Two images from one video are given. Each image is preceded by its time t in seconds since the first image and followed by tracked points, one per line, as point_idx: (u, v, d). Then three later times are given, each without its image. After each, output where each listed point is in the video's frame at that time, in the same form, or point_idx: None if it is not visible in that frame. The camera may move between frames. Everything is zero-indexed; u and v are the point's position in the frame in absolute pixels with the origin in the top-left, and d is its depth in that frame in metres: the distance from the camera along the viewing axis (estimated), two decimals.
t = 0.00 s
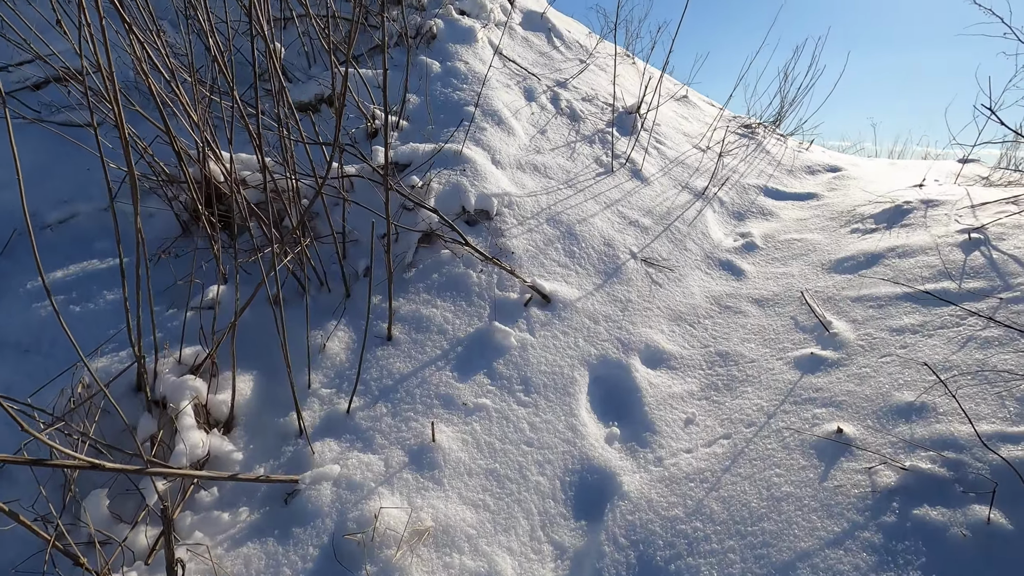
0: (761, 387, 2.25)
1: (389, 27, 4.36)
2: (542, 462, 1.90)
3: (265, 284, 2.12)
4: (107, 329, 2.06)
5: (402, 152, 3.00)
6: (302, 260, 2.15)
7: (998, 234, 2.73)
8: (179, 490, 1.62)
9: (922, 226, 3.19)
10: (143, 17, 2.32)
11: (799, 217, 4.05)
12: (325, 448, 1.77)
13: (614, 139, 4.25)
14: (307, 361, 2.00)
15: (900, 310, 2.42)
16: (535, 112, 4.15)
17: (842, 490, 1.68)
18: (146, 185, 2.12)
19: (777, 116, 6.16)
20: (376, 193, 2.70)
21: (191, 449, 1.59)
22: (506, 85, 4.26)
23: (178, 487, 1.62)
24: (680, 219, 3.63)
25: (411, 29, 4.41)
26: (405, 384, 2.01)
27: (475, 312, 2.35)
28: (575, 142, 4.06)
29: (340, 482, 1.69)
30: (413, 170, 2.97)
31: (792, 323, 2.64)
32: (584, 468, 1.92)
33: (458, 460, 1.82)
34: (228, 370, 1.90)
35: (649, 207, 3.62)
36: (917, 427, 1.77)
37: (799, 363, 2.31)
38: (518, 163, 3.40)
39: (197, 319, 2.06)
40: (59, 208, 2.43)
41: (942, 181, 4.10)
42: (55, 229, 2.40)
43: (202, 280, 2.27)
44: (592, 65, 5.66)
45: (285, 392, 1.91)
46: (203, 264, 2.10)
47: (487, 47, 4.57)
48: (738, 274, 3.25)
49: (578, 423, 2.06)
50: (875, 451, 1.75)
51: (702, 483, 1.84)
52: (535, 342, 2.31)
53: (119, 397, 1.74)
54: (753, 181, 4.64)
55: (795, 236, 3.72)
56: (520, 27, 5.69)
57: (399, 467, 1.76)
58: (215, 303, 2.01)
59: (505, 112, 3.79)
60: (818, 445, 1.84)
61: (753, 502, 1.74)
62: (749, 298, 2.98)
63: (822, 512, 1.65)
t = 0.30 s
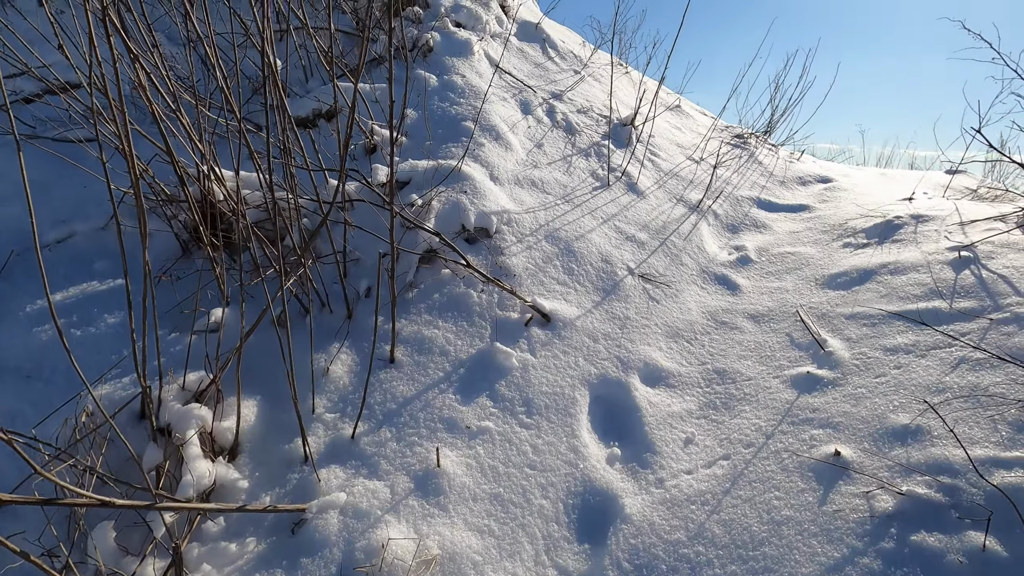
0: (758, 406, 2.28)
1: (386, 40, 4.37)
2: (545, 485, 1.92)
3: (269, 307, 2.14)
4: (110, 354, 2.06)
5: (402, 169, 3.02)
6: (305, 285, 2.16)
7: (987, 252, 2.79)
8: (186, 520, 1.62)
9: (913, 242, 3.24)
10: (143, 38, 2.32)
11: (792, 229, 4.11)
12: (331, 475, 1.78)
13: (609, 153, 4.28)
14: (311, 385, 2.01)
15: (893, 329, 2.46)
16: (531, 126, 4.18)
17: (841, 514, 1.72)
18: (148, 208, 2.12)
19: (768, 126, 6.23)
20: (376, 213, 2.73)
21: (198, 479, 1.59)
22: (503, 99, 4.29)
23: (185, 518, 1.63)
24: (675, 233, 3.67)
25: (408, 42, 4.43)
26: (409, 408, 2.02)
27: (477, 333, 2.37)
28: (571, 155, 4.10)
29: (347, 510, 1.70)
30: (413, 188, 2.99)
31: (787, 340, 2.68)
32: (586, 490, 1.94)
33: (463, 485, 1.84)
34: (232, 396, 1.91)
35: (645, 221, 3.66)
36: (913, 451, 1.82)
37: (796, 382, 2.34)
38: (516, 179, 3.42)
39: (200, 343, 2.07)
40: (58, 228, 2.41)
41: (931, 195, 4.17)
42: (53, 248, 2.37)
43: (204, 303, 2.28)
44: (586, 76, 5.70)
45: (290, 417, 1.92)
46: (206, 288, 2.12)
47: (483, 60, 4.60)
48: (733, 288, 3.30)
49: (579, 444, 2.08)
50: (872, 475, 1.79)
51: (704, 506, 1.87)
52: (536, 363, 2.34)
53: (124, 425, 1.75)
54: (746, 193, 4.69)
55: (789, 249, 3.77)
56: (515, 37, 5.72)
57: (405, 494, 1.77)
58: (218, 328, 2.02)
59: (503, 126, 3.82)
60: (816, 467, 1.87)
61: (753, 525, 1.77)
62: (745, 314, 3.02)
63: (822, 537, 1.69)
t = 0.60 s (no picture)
0: (754, 420, 2.19)
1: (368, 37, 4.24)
2: (532, 508, 1.81)
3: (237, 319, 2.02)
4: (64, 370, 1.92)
5: (382, 171, 2.89)
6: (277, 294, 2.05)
7: (984, 259, 2.74)
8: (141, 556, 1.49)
9: (907, 247, 3.19)
10: (101, 30, 2.16)
11: (783, 233, 4.04)
12: (302, 502, 1.66)
13: (598, 154, 4.19)
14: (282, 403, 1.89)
15: (891, 338, 2.39)
16: (519, 126, 4.08)
17: (845, 540, 1.67)
18: (108, 213, 1.98)
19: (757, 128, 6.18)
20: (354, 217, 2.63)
21: (154, 511, 1.47)
22: (490, 99, 4.18)
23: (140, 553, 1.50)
24: (666, 237, 3.59)
25: (392, 39, 4.31)
26: (387, 427, 1.90)
27: (461, 344, 2.26)
28: (559, 157, 4.00)
29: (319, 541, 1.58)
30: (394, 191, 2.86)
31: (782, 349, 2.59)
32: (576, 512, 1.83)
33: (445, 509, 1.72)
34: (196, 416, 1.79)
35: (635, 225, 3.57)
36: (918, 471, 1.79)
37: (792, 395, 2.25)
38: (502, 181, 3.31)
39: (162, 358, 1.95)
40: (13, 233, 2.26)
41: (922, 199, 4.13)
42: (8, 255, 2.23)
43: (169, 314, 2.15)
44: (574, 76, 5.61)
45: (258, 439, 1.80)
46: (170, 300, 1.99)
47: (469, 58, 4.48)
48: (725, 294, 3.22)
49: (569, 462, 1.98)
50: (876, 497, 1.75)
51: (700, 529, 1.78)
52: (523, 376, 2.23)
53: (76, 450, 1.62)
54: (736, 195, 4.62)
55: (780, 253, 3.70)
56: (503, 36, 5.61)
57: (382, 522, 1.66)
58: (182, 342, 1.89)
59: (489, 127, 3.71)
60: (817, 487, 1.82)
61: (753, 551, 1.71)
62: (737, 321, 2.94)
63: (825, 565, 1.63)
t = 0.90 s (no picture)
0: (766, 430, 2.00)
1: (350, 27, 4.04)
2: (524, 533, 1.60)
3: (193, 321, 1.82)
4: None
5: (360, 163, 2.68)
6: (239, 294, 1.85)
7: (1006, 254, 2.56)
8: None
9: (920, 244, 3.01)
10: (30, 2, 1.93)
11: (786, 231, 3.87)
12: (256, 533, 1.45)
13: (592, 150, 4.01)
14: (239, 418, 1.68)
15: (912, 339, 2.20)
16: (509, 120, 3.89)
17: (882, 571, 1.48)
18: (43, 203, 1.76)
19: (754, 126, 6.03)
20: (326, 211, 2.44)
21: (77, 548, 1.25)
22: (478, 91, 3.99)
23: None
24: (665, 235, 3.40)
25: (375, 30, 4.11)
26: (359, 443, 1.69)
27: (444, 349, 2.06)
28: (552, 152, 3.81)
29: None
30: (372, 184, 2.65)
31: (793, 352, 2.40)
32: (572, 537, 1.63)
33: (424, 538, 1.51)
34: (137, 434, 1.58)
35: (632, 222, 3.38)
36: (958, 489, 1.61)
37: (807, 402, 2.06)
38: (491, 175, 3.11)
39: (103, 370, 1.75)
40: None
41: (929, 194, 3.97)
42: None
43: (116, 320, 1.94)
44: (566, 72, 5.44)
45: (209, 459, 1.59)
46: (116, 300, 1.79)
47: (457, 50, 4.29)
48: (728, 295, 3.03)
49: (564, 480, 1.77)
50: (914, 520, 1.57)
51: (712, 557, 1.59)
52: (513, 384, 2.02)
53: None
54: (735, 193, 4.44)
55: (784, 251, 3.52)
56: (493, 31, 5.43)
57: (349, 555, 1.44)
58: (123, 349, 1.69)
59: (477, 119, 3.51)
60: (843, 508, 1.63)
61: None
62: (742, 322, 2.76)
63: None
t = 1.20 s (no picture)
0: (820, 471, 1.60)
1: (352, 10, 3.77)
2: None
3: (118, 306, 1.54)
4: None
5: (342, 147, 2.35)
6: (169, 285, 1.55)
7: None
8: None
9: (1005, 242, 2.53)
10: None
11: (836, 229, 3.41)
12: None
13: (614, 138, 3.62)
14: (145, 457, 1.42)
15: (1007, 360, 1.77)
16: (522, 107, 3.54)
17: None
18: None
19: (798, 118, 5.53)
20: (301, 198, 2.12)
21: None
22: (489, 75, 3.65)
23: None
24: (696, 232, 2.98)
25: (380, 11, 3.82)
26: (298, 484, 1.37)
27: (421, 363, 1.70)
28: (569, 140, 3.43)
29: None
30: (355, 170, 2.32)
31: (852, 372, 1.97)
32: None
33: None
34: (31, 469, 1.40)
35: (658, 217, 2.98)
36: None
37: (874, 437, 1.66)
38: (497, 163, 2.76)
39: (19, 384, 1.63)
40: None
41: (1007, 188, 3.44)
42: None
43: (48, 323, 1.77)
44: (590, 60, 5.06)
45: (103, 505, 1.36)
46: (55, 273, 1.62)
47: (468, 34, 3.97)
48: (770, 301, 2.61)
49: (559, 533, 1.40)
50: None
51: None
52: (503, 407, 1.66)
53: None
54: (776, 187, 3.99)
55: (835, 252, 3.07)
56: (512, 16, 5.09)
57: None
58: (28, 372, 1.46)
59: (484, 103, 3.16)
60: None
61: None
62: (787, 333, 2.34)
63: None
